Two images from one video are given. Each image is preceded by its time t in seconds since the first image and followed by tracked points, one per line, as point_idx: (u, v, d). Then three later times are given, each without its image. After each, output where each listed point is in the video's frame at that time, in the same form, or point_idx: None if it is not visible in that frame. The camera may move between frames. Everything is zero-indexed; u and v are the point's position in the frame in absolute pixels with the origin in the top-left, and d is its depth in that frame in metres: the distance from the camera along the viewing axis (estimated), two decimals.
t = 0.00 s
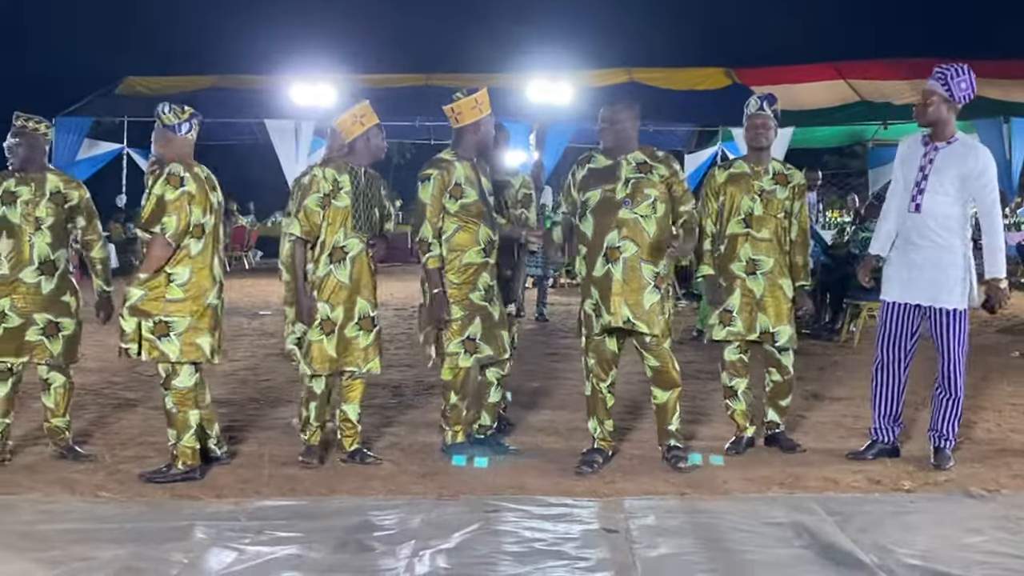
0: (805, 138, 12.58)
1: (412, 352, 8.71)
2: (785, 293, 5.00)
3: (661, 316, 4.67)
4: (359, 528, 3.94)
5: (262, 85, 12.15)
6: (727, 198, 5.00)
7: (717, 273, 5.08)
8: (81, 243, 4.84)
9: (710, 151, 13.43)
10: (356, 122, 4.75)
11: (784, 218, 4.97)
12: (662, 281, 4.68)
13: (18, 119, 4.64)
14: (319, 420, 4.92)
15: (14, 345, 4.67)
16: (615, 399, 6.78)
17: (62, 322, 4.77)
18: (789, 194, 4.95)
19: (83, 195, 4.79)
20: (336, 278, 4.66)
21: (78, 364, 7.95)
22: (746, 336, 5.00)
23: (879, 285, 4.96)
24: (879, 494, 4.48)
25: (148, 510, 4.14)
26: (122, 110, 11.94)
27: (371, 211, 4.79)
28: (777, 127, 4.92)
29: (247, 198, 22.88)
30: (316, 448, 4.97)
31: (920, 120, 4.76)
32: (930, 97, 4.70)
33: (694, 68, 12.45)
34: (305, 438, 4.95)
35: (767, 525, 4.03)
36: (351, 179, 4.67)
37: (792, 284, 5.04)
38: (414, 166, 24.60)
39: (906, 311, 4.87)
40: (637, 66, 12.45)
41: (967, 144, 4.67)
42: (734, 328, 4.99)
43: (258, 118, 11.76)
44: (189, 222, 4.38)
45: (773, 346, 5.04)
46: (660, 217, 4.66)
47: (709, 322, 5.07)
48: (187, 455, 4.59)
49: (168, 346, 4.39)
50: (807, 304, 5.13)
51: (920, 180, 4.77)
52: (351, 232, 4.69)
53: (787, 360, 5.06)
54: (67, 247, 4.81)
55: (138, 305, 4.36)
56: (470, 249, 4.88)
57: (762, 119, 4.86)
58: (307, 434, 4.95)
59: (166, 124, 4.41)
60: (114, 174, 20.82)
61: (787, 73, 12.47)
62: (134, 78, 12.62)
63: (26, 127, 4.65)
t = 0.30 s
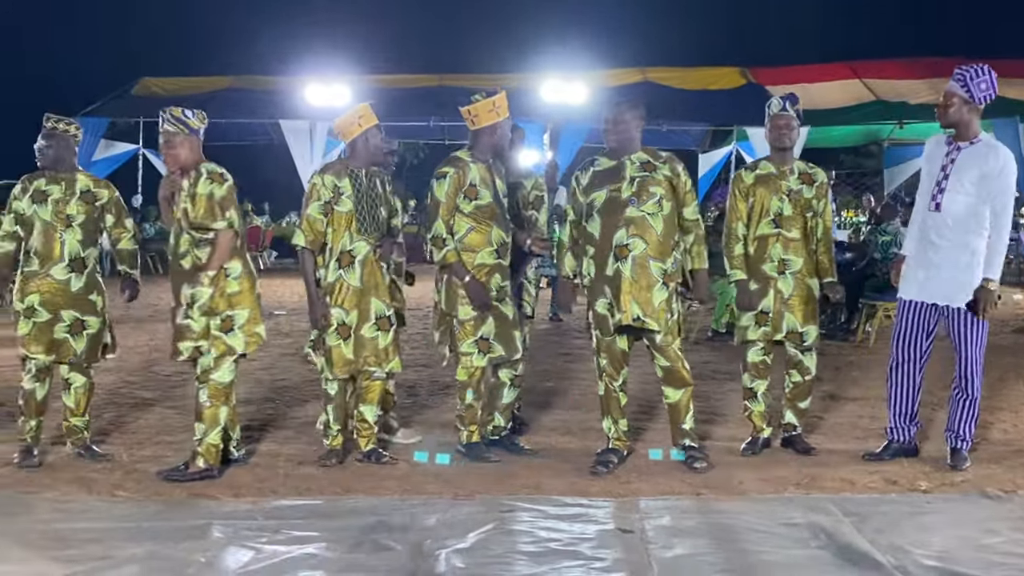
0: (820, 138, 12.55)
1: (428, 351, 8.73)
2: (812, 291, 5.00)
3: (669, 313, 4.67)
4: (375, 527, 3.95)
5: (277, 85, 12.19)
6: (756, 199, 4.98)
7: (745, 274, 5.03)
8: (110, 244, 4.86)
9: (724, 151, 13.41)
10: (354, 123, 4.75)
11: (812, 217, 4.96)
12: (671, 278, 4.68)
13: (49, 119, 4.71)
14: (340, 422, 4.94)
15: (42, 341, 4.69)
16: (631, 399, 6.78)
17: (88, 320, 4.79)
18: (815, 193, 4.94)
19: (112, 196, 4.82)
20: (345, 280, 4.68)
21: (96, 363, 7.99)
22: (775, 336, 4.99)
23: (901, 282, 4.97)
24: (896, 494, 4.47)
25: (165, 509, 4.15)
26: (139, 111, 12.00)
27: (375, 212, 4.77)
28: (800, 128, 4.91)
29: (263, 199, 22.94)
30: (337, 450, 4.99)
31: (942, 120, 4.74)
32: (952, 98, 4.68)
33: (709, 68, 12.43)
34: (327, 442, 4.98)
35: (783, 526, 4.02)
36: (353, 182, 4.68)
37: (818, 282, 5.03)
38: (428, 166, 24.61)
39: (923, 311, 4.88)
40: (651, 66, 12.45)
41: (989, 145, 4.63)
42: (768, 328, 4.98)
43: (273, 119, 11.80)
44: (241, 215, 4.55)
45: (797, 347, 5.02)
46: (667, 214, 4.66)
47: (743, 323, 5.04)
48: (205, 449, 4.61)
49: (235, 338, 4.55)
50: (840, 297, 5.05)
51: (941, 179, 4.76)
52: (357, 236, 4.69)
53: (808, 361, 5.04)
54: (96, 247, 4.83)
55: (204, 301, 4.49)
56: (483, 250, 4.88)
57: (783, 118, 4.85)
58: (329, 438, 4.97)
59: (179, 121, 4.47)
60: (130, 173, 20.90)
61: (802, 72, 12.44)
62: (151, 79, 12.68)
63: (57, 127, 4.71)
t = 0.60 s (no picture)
0: (840, 137, 12.52)
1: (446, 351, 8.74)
2: (842, 291, 4.98)
3: (687, 312, 4.65)
4: (395, 527, 3.95)
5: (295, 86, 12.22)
6: (782, 203, 4.98)
7: (775, 277, 5.02)
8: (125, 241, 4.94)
9: (743, 150, 13.37)
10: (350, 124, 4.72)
11: (839, 217, 4.94)
12: (688, 276, 4.67)
13: (59, 121, 4.71)
14: (359, 422, 4.96)
15: (82, 347, 4.75)
16: (650, 399, 6.77)
17: (119, 319, 4.87)
18: (843, 191, 4.91)
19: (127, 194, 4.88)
20: (360, 283, 4.69)
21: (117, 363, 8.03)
22: (809, 337, 5.01)
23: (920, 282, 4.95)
24: (917, 495, 4.45)
25: (186, 508, 4.17)
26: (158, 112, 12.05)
27: (384, 208, 4.72)
28: (825, 126, 4.92)
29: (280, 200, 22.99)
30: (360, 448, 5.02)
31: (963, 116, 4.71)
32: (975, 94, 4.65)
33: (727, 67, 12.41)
34: (349, 441, 4.99)
35: (803, 526, 4.01)
36: (351, 188, 4.68)
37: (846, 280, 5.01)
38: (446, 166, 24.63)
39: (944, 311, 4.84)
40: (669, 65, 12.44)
41: (1010, 144, 4.61)
42: (802, 330, 4.99)
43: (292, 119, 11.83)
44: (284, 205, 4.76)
45: (824, 347, 5.00)
46: (682, 212, 4.66)
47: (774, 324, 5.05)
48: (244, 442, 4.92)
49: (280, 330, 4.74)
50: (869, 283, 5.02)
51: (960, 179, 4.74)
52: (367, 239, 4.69)
53: (833, 360, 5.01)
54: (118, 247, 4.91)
55: (266, 292, 4.63)
56: (504, 252, 4.89)
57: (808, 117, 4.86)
58: (349, 437, 4.99)
59: (222, 118, 4.57)
60: (149, 174, 20.99)
61: (821, 71, 12.41)
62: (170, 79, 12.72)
63: (70, 130, 4.72)
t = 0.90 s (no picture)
0: (860, 136, 12.46)
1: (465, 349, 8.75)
2: (863, 288, 4.96)
3: (716, 314, 4.67)
4: (415, 525, 3.96)
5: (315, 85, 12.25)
6: (799, 201, 4.95)
7: (795, 275, 5.02)
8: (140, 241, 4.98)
9: (762, 149, 13.33)
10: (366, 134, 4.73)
11: (857, 213, 4.91)
12: (713, 278, 4.68)
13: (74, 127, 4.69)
14: (377, 420, 4.96)
15: (110, 345, 4.77)
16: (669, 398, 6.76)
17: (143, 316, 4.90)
18: (861, 187, 4.87)
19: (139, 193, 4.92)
20: (366, 287, 4.70)
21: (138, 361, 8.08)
22: (827, 335, 4.97)
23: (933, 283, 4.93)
24: (938, 495, 4.42)
25: (206, 506, 4.18)
26: (178, 112, 12.10)
27: (398, 221, 4.69)
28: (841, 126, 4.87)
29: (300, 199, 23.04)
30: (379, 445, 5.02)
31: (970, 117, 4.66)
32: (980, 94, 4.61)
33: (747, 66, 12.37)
34: (367, 440, 5.00)
35: (824, 526, 3.99)
36: (367, 192, 4.69)
37: (867, 278, 4.97)
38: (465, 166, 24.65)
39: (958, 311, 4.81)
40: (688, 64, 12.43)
41: (1019, 143, 4.57)
42: (818, 329, 4.96)
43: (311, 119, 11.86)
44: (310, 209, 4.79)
45: (844, 345, 4.99)
46: (705, 215, 4.68)
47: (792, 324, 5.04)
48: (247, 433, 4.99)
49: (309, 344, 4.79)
50: (881, 295, 4.98)
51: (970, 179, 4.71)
52: (373, 245, 4.69)
53: (853, 359, 5.00)
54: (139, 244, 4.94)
55: (303, 307, 4.70)
56: (522, 255, 4.89)
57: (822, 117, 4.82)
58: (368, 436, 5.00)
59: (261, 124, 4.57)
60: (169, 173, 21.09)
61: (840, 69, 12.36)
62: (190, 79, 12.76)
63: (84, 134, 4.72)
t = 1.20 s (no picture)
0: (882, 132, 12.41)
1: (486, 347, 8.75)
2: (872, 285, 4.88)
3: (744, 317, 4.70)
4: (436, 522, 3.96)
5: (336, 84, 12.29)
6: (812, 196, 4.96)
7: (807, 272, 5.02)
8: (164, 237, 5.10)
9: (783, 146, 13.29)
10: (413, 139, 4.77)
11: (872, 209, 4.86)
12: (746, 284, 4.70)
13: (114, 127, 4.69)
14: (396, 419, 4.95)
15: (149, 340, 4.90)
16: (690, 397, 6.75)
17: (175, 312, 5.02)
18: (875, 184, 4.83)
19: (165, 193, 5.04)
20: (392, 287, 4.72)
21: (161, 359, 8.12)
22: (838, 332, 4.96)
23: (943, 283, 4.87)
24: (961, 493, 4.39)
25: (227, 502, 4.19)
26: (200, 111, 12.16)
27: (433, 223, 4.72)
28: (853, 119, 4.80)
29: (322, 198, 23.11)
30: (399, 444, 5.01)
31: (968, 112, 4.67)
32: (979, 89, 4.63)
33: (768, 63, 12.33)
34: (388, 438, 4.99)
35: (847, 525, 3.97)
36: (407, 190, 4.73)
37: (881, 275, 4.91)
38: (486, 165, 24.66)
39: (968, 307, 4.79)
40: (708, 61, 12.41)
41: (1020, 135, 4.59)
42: (830, 325, 4.96)
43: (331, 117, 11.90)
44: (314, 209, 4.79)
45: (859, 344, 4.95)
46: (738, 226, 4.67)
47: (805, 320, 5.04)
48: (245, 445, 4.86)
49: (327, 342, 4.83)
50: (895, 293, 4.95)
51: (976, 174, 4.69)
52: (400, 242, 4.72)
53: (871, 359, 4.95)
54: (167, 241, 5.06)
55: (325, 311, 4.74)
56: (538, 251, 4.92)
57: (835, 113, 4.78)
58: (389, 434, 4.98)
59: (276, 122, 4.57)
60: (192, 172, 21.20)
61: (861, 66, 12.31)
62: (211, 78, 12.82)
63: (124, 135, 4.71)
